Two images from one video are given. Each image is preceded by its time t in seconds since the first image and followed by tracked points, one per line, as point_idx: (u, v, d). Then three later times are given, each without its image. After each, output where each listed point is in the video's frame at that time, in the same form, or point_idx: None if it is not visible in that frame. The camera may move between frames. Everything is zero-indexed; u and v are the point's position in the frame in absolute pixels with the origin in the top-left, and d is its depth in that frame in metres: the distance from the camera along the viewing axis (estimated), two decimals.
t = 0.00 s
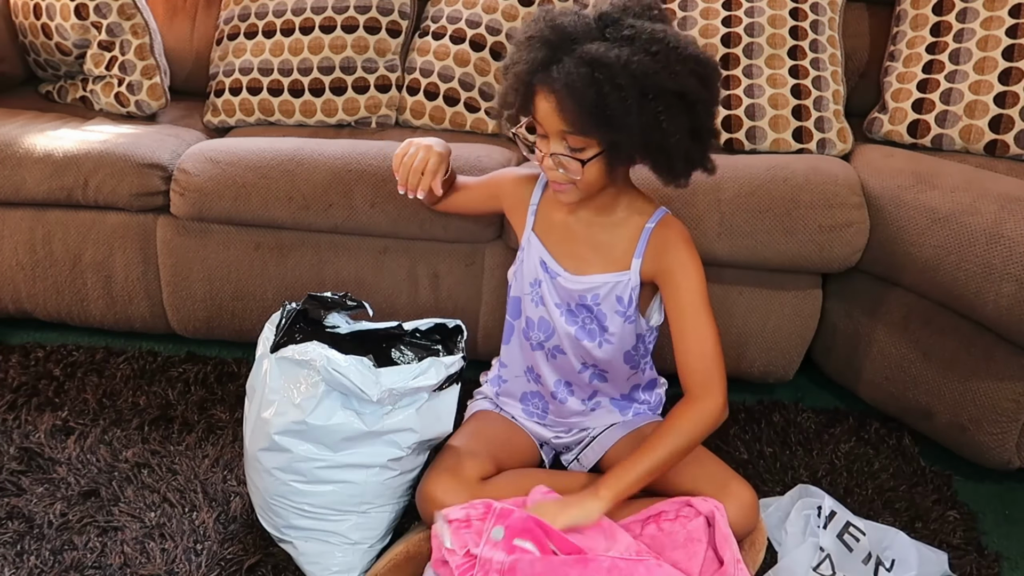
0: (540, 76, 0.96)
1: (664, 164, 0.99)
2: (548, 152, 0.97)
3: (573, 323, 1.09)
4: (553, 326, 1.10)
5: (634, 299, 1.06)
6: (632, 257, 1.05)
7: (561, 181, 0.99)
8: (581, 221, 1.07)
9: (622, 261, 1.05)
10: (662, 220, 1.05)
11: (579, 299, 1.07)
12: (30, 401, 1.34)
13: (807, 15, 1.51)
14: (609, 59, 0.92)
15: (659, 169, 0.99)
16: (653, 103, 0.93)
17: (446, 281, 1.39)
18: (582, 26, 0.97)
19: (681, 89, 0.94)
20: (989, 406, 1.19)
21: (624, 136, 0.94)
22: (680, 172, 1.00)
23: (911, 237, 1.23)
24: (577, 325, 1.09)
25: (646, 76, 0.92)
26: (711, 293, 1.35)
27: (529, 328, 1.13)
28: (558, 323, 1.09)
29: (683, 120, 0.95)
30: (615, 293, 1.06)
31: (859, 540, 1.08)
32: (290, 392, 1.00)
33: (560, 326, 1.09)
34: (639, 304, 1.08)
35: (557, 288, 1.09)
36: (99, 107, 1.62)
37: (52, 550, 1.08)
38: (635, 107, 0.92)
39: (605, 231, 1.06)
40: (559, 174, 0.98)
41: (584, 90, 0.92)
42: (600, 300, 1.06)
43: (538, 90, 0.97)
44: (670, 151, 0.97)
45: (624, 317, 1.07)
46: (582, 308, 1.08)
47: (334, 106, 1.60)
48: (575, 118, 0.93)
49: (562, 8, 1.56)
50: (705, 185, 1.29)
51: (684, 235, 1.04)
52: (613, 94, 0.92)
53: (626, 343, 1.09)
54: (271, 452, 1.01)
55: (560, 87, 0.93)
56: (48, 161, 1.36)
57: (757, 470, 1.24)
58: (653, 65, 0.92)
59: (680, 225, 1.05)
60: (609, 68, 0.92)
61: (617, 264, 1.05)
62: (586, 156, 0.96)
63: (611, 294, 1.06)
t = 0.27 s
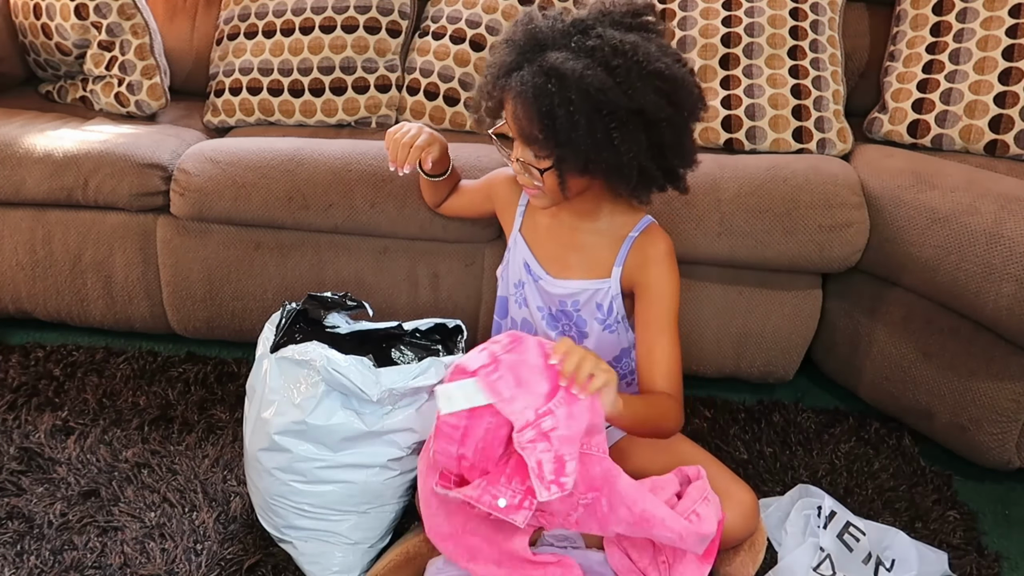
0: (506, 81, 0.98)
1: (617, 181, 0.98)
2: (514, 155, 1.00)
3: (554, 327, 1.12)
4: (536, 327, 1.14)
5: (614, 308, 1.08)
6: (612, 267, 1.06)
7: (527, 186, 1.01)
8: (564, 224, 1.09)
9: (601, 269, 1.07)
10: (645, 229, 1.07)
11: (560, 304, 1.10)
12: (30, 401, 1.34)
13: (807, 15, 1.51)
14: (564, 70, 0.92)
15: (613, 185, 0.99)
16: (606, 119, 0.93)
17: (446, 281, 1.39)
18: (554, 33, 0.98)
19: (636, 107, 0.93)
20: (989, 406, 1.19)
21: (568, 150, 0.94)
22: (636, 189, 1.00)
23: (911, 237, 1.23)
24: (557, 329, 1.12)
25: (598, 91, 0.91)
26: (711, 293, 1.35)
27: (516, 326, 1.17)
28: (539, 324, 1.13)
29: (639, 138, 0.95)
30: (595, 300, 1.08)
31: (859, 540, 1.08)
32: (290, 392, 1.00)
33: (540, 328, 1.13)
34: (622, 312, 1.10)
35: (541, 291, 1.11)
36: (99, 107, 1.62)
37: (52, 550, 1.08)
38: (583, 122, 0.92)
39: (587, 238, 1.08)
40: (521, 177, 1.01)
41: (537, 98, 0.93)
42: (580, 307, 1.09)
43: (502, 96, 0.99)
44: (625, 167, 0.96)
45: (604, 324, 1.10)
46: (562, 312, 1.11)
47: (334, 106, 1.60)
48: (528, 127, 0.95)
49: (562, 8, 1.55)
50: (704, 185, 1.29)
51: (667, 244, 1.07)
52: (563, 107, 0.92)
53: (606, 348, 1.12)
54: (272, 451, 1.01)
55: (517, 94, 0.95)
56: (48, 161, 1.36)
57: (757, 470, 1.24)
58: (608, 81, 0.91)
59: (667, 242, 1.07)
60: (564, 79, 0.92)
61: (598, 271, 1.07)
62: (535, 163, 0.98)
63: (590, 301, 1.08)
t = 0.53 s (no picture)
0: (499, 86, 0.98)
1: (611, 187, 0.98)
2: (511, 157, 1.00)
3: (545, 330, 1.10)
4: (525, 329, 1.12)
5: (607, 315, 1.07)
6: (607, 273, 1.06)
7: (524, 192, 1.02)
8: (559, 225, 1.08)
9: (595, 274, 1.06)
10: (641, 236, 1.06)
11: (551, 308, 1.08)
12: (30, 401, 1.34)
13: (807, 15, 1.51)
14: (555, 77, 0.92)
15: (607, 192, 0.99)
16: (598, 126, 0.93)
17: (445, 281, 1.39)
18: (547, 36, 0.97)
19: (629, 113, 0.93)
20: (989, 406, 1.19)
21: (561, 158, 0.95)
22: (630, 195, 1.00)
23: (911, 237, 1.23)
24: (548, 332, 1.10)
25: (590, 98, 0.92)
26: (711, 294, 1.35)
27: (507, 329, 1.15)
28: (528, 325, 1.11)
29: (632, 143, 0.95)
30: (587, 305, 1.07)
31: (859, 540, 1.08)
32: (290, 392, 1.00)
33: (531, 330, 1.11)
34: (615, 320, 1.08)
35: (533, 293, 1.10)
36: (99, 107, 1.62)
37: (52, 550, 1.07)
38: (575, 130, 0.93)
39: (583, 243, 1.07)
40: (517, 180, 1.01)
41: (530, 105, 0.93)
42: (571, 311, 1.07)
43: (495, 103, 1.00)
44: (617, 174, 0.96)
45: (595, 331, 1.08)
46: (553, 316, 1.09)
47: (334, 106, 1.60)
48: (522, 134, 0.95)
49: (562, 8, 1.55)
50: (704, 185, 1.29)
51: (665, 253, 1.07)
52: (555, 114, 0.93)
53: (593, 355, 1.10)
54: (272, 451, 1.01)
55: (510, 102, 0.95)
56: (48, 161, 1.36)
57: (757, 470, 1.24)
58: (599, 88, 0.91)
59: (661, 252, 1.06)
60: (556, 85, 0.92)
61: (592, 277, 1.06)
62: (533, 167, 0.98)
63: (582, 306, 1.07)
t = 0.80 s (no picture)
0: (519, 82, 0.99)
1: (630, 185, 0.99)
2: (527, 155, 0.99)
3: (556, 332, 1.10)
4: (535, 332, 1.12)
5: (620, 316, 1.08)
6: (621, 274, 1.07)
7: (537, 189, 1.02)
8: (571, 228, 1.09)
9: (608, 276, 1.08)
10: (654, 238, 1.08)
11: (564, 310, 1.09)
12: (30, 401, 1.34)
13: (807, 15, 1.51)
14: (579, 72, 0.93)
15: (625, 189, 1.00)
16: (620, 122, 0.94)
17: (445, 281, 1.39)
18: (568, 35, 0.98)
19: (649, 110, 0.94)
20: (989, 406, 1.19)
21: (581, 153, 0.95)
22: (648, 193, 1.00)
23: (911, 237, 1.23)
24: (559, 334, 1.10)
25: (612, 94, 0.93)
26: (711, 294, 1.35)
27: (514, 332, 1.15)
28: (539, 328, 1.11)
29: (652, 141, 0.96)
30: (601, 306, 1.08)
31: (859, 540, 1.08)
32: (290, 392, 1.00)
33: (541, 333, 1.11)
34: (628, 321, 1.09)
35: (545, 295, 1.10)
36: (99, 107, 1.62)
37: (52, 550, 1.07)
38: (597, 125, 0.93)
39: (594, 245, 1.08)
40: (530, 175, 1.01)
41: (551, 99, 0.94)
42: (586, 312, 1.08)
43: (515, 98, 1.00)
44: (637, 172, 0.97)
45: (608, 332, 1.09)
46: (566, 318, 1.10)
47: (334, 106, 1.60)
48: (541, 128, 0.95)
49: (562, 7, 1.55)
50: (704, 185, 1.29)
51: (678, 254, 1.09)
52: (576, 109, 0.93)
53: (605, 358, 1.10)
54: (272, 451, 1.01)
55: (531, 96, 0.95)
56: (48, 161, 1.36)
57: (757, 470, 1.24)
58: (622, 84, 0.92)
59: (677, 255, 1.08)
60: (578, 81, 0.93)
61: (605, 278, 1.08)
62: (551, 166, 0.98)
63: (595, 308, 1.08)
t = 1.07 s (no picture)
0: (547, 70, 0.98)
1: (656, 175, 0.98)
2: (551, 146, 0.98)
3: (570, 342, 1.09)
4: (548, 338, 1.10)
5: (634, 327, 1.08)
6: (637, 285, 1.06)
7: (559, 180, 1.00)
8: (587, 231, 1.08)
9: (625, 286, 1.07)
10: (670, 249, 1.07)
11: (579, 319, 1.08)
12: (30, 401, 1.34)
13: (807, 15, 1.51)
14: (610, 59, 0.93)
15: (652, 180, 0.99)
16: (650, 110, 0.94)
17: (446, 281, 1.39)
18: (596, 28, 0.99)
19: (678, 99, 0.94)
20: (989, 407, 1.19)
21: (611, 136, 0.94)
22: (674, 185, 1.00)
23: (911, 237, 1.23)
24: (572, 343, 1.09)
25: (644, 81, 0.93)
26: (711, 294, 1.35)
27: (525, 335, 1.13)
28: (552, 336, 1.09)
29: (680, 131, 0.96)
30: (617, 316, 1.07)
31: (860, 540, 1.08)
32: (270, 397, 1.01)
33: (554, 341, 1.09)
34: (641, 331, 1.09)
35: (559, 305, 1.08)
36: (99, 107, 1.62)
37: (52, 550, 1.07)
38: (629, 110, 0.93)
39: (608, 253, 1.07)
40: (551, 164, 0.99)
41: (582, 84, 0.93)
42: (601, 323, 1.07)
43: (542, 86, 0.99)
44: (664, 163, 0.97)
45: (621, 342, 1.08)
46: (581, 327, 1.08)
47: (334, 106, 1.60)
48: (570, 113, 0.95)
49: (562, 7, 1.55)
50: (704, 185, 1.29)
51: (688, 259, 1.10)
52: (608, 94, 0.93)
53: (614, 367, 1.10)
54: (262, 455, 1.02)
55: (560, 82, 0.95)
56: (48, 161, 1.36)
57: (757, 470, 1.24)
58: (653, 72, 0.93)
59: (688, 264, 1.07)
60: (610, 68, 0.93)
61: (621, 289, 1.07)
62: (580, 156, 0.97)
63: (611, 318, 1.07)
